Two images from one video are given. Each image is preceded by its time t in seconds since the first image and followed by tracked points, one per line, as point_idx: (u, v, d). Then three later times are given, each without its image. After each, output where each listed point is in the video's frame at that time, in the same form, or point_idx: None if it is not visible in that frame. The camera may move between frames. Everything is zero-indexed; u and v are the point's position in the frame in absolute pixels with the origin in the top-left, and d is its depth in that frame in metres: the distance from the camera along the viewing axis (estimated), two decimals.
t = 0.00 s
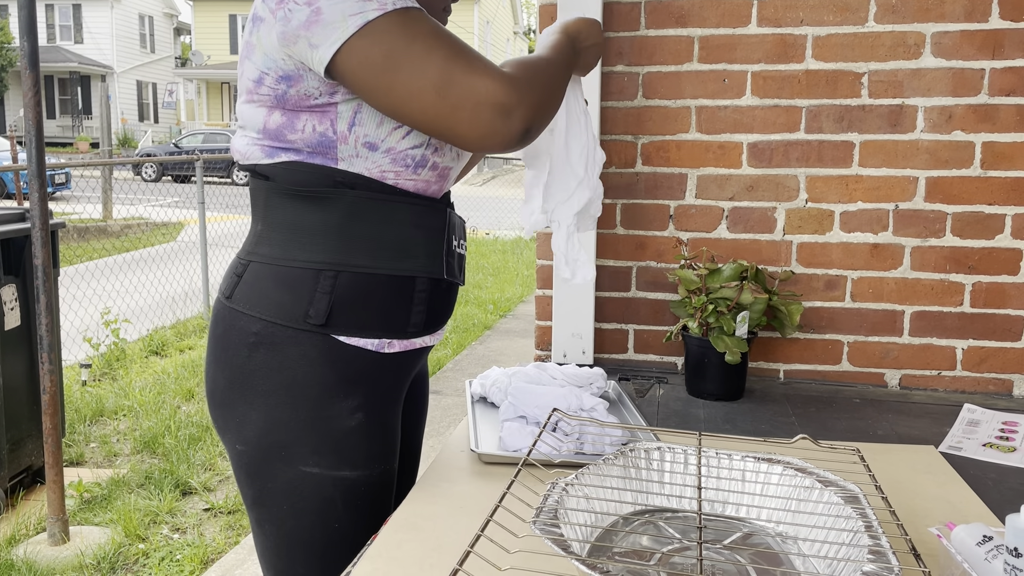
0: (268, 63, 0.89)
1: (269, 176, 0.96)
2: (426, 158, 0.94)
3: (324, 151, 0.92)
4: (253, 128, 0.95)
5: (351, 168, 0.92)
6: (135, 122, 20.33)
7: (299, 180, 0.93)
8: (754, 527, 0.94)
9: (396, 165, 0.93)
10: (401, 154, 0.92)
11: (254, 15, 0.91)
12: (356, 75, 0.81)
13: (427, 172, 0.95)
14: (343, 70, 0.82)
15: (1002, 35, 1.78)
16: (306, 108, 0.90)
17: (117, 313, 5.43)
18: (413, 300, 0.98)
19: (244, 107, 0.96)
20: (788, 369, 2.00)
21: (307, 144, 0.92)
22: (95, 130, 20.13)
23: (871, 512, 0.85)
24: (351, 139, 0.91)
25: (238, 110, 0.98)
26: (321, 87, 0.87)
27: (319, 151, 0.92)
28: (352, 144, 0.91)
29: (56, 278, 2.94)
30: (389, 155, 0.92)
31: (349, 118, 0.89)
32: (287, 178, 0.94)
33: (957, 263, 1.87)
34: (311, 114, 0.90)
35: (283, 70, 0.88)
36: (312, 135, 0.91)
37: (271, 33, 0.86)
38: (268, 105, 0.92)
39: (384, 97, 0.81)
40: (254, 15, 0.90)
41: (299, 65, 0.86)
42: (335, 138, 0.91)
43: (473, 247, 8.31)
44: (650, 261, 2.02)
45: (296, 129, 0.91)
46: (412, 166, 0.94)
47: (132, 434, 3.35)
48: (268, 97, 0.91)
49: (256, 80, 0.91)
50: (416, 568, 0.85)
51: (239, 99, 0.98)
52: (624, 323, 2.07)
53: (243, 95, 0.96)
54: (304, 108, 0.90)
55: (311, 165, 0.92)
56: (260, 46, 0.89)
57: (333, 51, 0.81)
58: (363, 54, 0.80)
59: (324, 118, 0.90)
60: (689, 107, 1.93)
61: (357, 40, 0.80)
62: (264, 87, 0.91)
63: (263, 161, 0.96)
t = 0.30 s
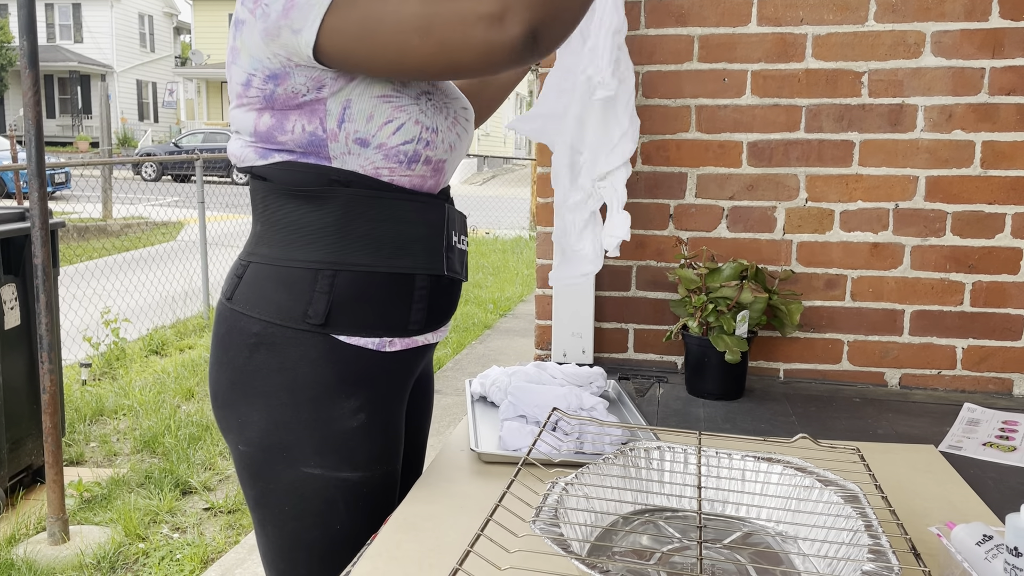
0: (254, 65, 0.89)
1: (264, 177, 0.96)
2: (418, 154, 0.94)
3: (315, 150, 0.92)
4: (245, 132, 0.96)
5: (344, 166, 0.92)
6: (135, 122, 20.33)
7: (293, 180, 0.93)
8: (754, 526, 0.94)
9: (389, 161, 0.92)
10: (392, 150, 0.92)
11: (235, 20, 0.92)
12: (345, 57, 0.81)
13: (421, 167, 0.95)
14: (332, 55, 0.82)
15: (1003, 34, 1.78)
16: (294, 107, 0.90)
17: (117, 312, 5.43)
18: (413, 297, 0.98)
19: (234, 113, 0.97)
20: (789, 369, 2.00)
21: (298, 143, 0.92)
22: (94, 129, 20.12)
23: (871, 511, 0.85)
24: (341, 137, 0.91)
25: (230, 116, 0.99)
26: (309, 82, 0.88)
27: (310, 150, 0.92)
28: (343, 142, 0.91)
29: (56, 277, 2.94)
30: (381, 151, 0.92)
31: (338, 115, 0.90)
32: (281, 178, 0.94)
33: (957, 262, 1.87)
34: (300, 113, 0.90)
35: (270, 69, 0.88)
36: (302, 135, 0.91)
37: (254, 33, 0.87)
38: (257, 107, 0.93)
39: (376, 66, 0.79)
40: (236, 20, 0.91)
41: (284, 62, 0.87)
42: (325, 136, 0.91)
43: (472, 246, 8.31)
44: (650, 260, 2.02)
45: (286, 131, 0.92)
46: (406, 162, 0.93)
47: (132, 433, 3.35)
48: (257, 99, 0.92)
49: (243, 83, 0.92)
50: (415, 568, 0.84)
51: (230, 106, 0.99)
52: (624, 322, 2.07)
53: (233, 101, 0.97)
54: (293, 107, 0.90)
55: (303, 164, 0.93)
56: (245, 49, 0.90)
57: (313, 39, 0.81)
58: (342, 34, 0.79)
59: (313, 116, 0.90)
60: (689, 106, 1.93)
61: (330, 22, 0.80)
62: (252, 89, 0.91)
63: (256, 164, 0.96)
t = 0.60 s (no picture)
0: (247, 62, 0.90)
1: (262, 178, 0.96)
2: (416, 147, 0.94)
3: (313, 147, 0.92)
4: (241, 134, 0.96)
5: (343, 163, 0.92)
6: (135, 121, 20.33)
7: (292, 179, 0.93)
8: (754, 526, 0.94)
9: (388, 157, 0.93)
10: (390, 144, 0.92)
11: (225, 21, 0.92)
12: (334, 26, 0.83)
13: (420, 161, 0.95)
14: (319, 31, 0.84)
15: (1003, 33, 1.78)
16: (290, 104, 0.90)
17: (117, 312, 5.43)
18: (414, 295, 0.98)
19: (230, 116, 0.97)
20: (789, 368, 2.00)
21: (294, 141, 0.92)
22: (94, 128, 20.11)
23: (871, 510, 0.85)
24: (338, 132, 0.91)
25: (226, 120, 0.99)
26: (303, 76, 0.89)
27: (308, 147, 0.92)
28: (340, 137, 0.91)
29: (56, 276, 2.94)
30: (379, 146, 0.92)
31: (334, 109, 0.90)
32: (279, 178, 0.94)
33: (957, 262, 1.87)
34: (296, 110, 0.90)
35: (263, 66, 0.89)
36: (299, 132, 0.91)
37: (246, 28, 0.88)
38: (252, 107, 0.92)
39: (368, 24, 0.82)
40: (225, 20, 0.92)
41: (277, 57, 0.88)
42: (322, 132, 0.91)
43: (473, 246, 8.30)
44: (651, 260, 2.02)
45: (282, 128, 0.91)
46: (404, 156, 0.94)
47: (132, 433, 3.35)
48: (251, 98, 0.92)
49: (237, 83, 0.92)
50: (415, 567, 0.84)
51: (225, 110, 0.99)
52: (624, 322, 2.07)
53: (227, 105, 0.97)
54: (288, 104, 0.90)
55: (302, 163, 0.93)
56: (237, 48, 0.91)
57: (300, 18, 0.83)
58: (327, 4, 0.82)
59: (309, 112, 0.90)
60: (689, 105, 1.93)
61: None
62: (247, 88, 0.91)
63: (254, 165, 0.96)
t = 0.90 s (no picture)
0: (247, 63, 0.90)
1: (263, 178, 0.96)
2: (418, 145, 0.94)
3: (315, 147, 0.92)
4: (241, 135, 0.96)
5: (345, 162, 0.92)
6: (135, 121, 20.33)
7: (294, 180, 0.93)
8: (754, 524, 0.94)
9: (389, 155, 0.93)
10: (392, 142, 0.92)
11: (223, 22, 0.92)
12: (337, 24, 0.83)
13: (422, 158, 0.96)
14: (323, 30, 0.84)
15: (1002, 33, 1.78)
16: (291, 104, 0.90)
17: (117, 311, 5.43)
18: (418, 294, 0.98)
19: (228, 117, 0.96)
20: (789, 367, 2.00)
21: (296, 142, 0.91)
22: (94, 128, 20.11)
23: (871, 509, 0.85)
24: (340, 131, 0.91)
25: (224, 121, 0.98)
26: (304, 76, 0.89)
27: (309, 147, 0.92)
28: (342, 137, 0.91)
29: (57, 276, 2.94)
30: (381, 144, 0.92)
31: (336, 109, 0.90)
32: (280, 179, 0.94)
33: (957, 261, 1.87)
34: (297, 110, 0.90)
35: (264, 67, 0.89)
36: (300, 132, 0.91)
37: (247, 29, 0.88)
38: (252, 108, 0.92)
39: (372, 18, 0.81)
40: (224, 22, 0.92)
41: (278, 57, 0.88)
42: (324, 131, 0.91)
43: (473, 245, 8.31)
44: (651, 259, 2.02)
45: (283, 129, 0.91)
46: (406, 154, 0.94)
47: (133, 432, 3.35)
48: (252, 99, 0.91)
49: (237, 84, 0.92)
50: (415, 567, 0.84)
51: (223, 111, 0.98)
52: (624, 321, 2.07)
53: (226, 106, 0.96)
54: (289, 104, 0.90)
55: (303, 163, 0.92)
56: (236, 49, 0.91)
57: (302, 18, 0.84)
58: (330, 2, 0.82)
59: (311, 112, 0.90)
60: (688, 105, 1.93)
61: None
62: (247, 89, 0.91)
63: (255, 166, 0.96)
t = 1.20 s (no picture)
0: (250, 62, 0.90)
1: (263, 179, 0.96)
2: (419, 144, 0.95)
3: (316, 147, 0.91)
4: (240, 135, 0.95)
5: (346, 162, 0.92)
6: (135, 120, 20.32)
7: (295, 180, 0.93)
8: (754, 524, 0.94)
9: (390, 154, 0.93)
10: (393, 141, 0.92)
11: (223, 21, 0.92)
12: (345, 27, 0.83)
13: (423, 157, 0.96)
14: (329, 31, 0.84)
15: (1002, 32, 1.78)
16: (293, 104, 0.90)
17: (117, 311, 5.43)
18: (418, 293, 0.98)
19: (227, 116, 0.96)
20: (789, 366, 2.00)
21: (297, 142, 0.91)
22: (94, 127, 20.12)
23: (871, 509, 0.85)
24: (342, 131, 0.91)
25: (222, 120, 0.98)
26: (307, 75, 0.88)
27: (311, 147, 0.91)
28: (344, 136, 0.91)
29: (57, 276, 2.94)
30: (382, 143, 0.92)
31: (338, 108, 0.90)
32: (281, 179, 0.94)
33: (957, 260, 1.87)
34: (299, 110, 0.90)
35: (267, 66, 0.89)
36: (301, 132, 0.91)
37: (250, 27, 0.88)
38: (253, 108, 0.92)
39: (382, 24, 0.82)
40: (225, 21, 0.91)
41: (281, 56, 0.88)
42: (325, 131, 0.91)
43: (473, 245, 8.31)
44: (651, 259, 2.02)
45: (284, 128, 0.91)
46: (407, 153, 0.94)
47: (133, 432, 3.35)
48: (253, 99, 0.91)
49: (238, 84, 0.91)
50: (415, 566, 0.84)
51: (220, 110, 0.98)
52: (625, 320, 2.07)
53: (225, 105, 0.96)
54: (291, 104, 0.90)
55: (304, 163, 0.92)
56: (238, 48, 0.90)
57: (308, 18, 0.84)
58: (337, 5, 0.82)
59: (313, 111, 0.90)
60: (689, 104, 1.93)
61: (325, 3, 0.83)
62: (248, 88, 0.91)
63: (254, 166, 0.95)
